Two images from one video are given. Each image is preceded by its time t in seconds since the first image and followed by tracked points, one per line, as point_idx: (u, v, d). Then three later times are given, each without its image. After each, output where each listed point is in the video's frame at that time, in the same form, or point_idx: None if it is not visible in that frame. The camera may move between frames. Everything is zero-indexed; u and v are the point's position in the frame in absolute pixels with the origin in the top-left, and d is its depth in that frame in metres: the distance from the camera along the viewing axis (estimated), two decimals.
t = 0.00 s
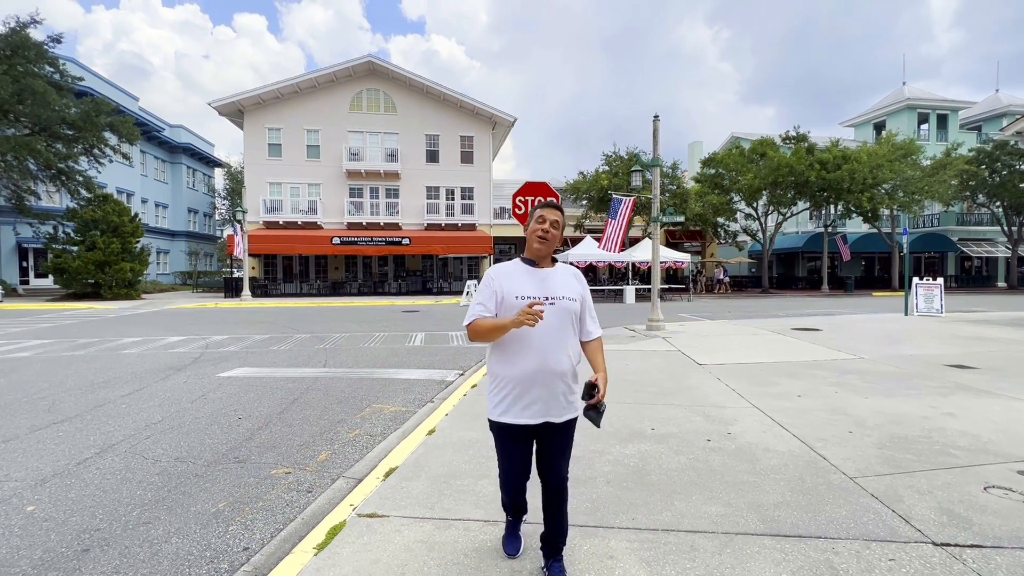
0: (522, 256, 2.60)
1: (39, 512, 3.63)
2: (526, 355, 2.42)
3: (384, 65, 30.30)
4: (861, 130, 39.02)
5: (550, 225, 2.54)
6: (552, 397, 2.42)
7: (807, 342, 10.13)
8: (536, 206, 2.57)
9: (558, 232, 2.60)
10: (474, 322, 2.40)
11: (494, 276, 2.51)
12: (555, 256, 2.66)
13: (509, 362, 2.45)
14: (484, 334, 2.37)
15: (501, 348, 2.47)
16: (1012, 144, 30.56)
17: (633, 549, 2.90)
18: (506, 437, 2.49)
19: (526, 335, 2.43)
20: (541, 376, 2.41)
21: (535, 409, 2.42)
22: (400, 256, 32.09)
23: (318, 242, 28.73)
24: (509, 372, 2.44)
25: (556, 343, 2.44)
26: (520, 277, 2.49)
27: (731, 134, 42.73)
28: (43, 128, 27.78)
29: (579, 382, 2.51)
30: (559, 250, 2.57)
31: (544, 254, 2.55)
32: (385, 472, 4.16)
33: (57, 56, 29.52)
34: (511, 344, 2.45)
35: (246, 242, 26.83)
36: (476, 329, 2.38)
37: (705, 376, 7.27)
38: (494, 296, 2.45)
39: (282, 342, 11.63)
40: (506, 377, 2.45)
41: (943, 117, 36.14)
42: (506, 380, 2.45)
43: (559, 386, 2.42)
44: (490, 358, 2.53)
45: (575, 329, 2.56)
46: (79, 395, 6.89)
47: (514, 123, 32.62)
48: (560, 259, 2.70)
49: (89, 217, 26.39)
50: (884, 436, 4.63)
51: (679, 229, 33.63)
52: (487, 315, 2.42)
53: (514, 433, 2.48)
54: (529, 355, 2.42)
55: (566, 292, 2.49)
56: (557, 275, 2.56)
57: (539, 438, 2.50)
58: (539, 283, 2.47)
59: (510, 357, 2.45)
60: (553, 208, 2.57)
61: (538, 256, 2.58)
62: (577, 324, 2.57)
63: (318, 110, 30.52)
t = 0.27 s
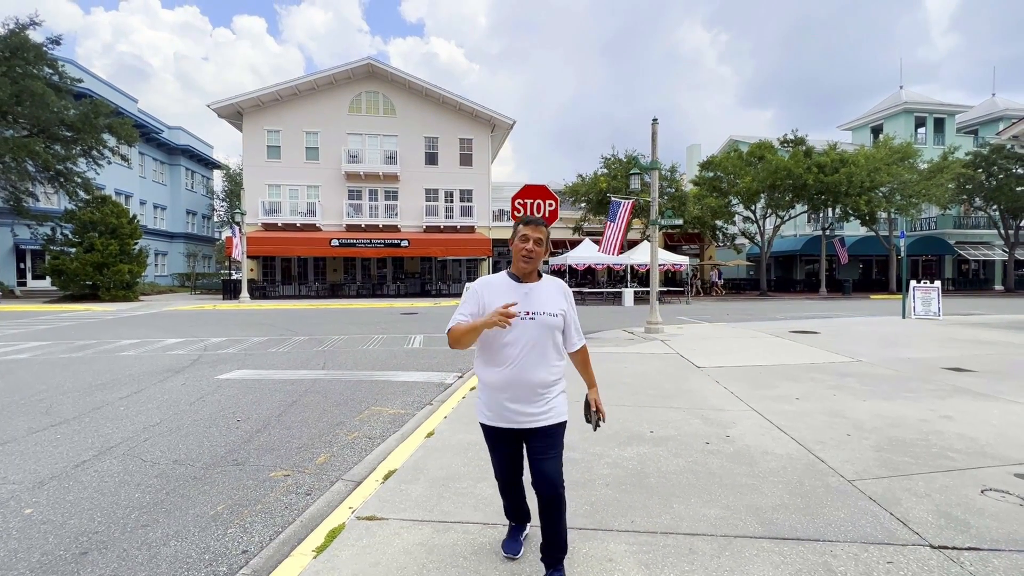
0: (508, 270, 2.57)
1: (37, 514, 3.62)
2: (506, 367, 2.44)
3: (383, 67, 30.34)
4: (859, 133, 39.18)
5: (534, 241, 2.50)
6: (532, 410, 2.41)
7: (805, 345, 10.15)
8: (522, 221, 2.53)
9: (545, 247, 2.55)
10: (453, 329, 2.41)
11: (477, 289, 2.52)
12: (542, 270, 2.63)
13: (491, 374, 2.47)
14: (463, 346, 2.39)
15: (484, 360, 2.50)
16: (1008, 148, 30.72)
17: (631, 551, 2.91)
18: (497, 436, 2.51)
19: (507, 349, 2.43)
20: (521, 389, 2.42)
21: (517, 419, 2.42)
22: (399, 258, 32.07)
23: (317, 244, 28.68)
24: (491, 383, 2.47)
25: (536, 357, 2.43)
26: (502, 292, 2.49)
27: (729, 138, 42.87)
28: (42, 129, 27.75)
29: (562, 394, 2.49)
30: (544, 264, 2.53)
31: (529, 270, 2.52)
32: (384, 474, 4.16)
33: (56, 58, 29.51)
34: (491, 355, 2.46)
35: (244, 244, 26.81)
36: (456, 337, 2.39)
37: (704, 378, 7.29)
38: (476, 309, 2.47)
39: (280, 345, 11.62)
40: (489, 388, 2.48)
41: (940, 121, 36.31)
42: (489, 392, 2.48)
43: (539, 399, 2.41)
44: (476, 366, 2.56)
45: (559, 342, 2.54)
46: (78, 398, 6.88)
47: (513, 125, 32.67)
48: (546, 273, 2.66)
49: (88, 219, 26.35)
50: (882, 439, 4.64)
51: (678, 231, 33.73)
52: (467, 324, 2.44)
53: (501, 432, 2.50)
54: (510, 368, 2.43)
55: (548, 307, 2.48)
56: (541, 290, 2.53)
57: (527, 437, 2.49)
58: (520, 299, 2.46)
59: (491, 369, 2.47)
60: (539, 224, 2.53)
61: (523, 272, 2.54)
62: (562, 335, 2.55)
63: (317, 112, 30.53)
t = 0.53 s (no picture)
0: (505, 268, 2.59)
1: (34, 517, 3.61)
2: (506, 366, 2.44)
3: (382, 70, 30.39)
4: (856, 137, 39.35)
5: (529, 236, 2.53)
6: (530, 409, 2.41)
7: (803, 348, 10.16)
8: (518, 219, 2.56)
9: (540, 244, 2.58)
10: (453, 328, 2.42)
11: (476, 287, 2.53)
12: (539, 269, 2.65)
13: (489, 374, 2.48)
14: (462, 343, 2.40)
15: (483, 359, 2.50)
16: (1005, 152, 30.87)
17: (629, 554, 2.91)
18: (494, 441, 2.52)
19: (506, 348, 2.44)
20: (520, 388, 2.42)
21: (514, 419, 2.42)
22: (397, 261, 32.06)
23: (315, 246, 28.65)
24: (489, 382, 2.47)
25: (535, 356, 2.44)
26: (501, 289, 2.50)
27: (727, 141, 43.00)
28: (40, 131, 27.73)
29: (560, 394, 2.49)
30: (541, 262, 2.56)
31: (525, 267, 2.54)
32: (382, 477, 4.17)
33: (55, 60, 29.49)
34: (492, 354, 2.46)
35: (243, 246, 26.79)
36: (457, 334, 2.40)
37: (702, 381, 7.30)
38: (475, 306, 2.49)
39: (279, 347, 11.61)
40: (488, 388, 2.47)
41: (937, 125, 36.49)
42: (487, 392, 2.48)
43: (538, 398, 2.41)
44: (474, 366, 2.56)
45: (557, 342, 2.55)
46: (74, 400, 6.87)
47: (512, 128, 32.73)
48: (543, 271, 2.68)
49: (86, 221, 26.32)
50: (879, 442, 4.65)
51: (676, 234, 33.80)
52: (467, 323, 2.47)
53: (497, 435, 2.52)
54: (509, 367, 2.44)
55: (548, 306, 2.49)
56: (540, 288, 2.54)
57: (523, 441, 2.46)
58: (519, 298, 2.47)
59: (489, 368, 2.47)
60: (535, 222, 2.56)
61: (519, 270, 2.57)
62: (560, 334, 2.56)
63: (316, 114, 30.56)
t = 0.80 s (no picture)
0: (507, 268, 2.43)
1: (30, 520, 3.61)
2: (509, 373, 2.32)
3: (381, 73, 30.43)
4: (853, 141, 39.47)
5: (530, 235, 2.36)
6: (535, 420, 2.30)
7: (801, 351, 10.17)
8: (519, 215, 2.39)
9: (543, 242, 2.42)
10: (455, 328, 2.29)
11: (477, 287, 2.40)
12: (543, 269, 2.50)
13: (492, 381, 2.37)
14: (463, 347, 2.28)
15: (484, 365, 2.38)
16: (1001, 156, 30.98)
17: (627, 556, 2.92)
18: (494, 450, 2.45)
19: (509, 353, 2.32)
20: (524, 396, 2.31)
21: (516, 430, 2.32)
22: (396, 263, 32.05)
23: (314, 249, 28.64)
24: (493, 390, 2.36)
25: (540, 362, 2.31)
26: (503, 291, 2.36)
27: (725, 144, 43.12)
28: (38, 133, 27.71)
29: (566, 403, 2.37)
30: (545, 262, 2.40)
31: (529, 267, 2.37)
32: (381, 479, 4.16)
33: (53, 62, 29.49)
34: (496, 358, 2.34)
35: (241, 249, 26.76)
36: (460, 335, 2.27)
37: (700, 384, 7.31)
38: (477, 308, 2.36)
39: (276, 350, 11.59)
40: (490, 395, 2.37)
41: (933, 129, 36.63)
42: (489, 399, 2.37)
43: (543, 407, 2.30)
44: (475, 370, 2.45)
45: (563, 348, 2.42)
46: (72, 403, 6.86)
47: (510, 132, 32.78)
48: (548, 271, 2.53)
49: (84, 223, 26.29)
50: (877, 444, 4.67)
51: (674, 237, 33.85)
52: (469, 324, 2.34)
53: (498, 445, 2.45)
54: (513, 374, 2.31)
55: (553, 309, 2.35)
56: (545, 290, 2.40)
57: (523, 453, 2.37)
58: (523, 300, 2.33)
59: (492, 375, 2.36)
60: (537, 219, 2.40)
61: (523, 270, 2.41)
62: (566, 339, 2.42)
63: (315, 117, 30.58)
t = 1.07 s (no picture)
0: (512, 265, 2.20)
1: (30, 523, 3.61)
2: (512, 380, 2.06)
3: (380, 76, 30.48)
4: (851, 144, 39.59)
5: (538, 230, 2.15)
6: (540, 433, 2.05)
7: (800, 353, 10.18)
8: (524, 209, 2.18)
9: (551, 238, 2.21)
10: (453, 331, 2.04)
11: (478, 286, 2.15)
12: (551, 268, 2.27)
13: (492, 389, 2.10)
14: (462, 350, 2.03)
15: (483, 371, 2.12)
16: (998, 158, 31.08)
17: (626, 557, 2.93)
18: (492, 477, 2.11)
19: (512, 358, 2.06)
20: (528, 407, 2.05)
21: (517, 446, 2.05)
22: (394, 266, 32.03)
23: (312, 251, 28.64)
24: (492, 399, 2.09)
25: (547, 369, 2.06)
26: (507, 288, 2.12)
27: (722, 147, 43.25)
28: (37, 136, 27.71)
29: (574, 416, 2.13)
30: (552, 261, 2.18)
31: (536, 265, 2.15)
32: (380, 482, 4.16)
33: (53, 65, 29.51)
34: (498, 364, 2.09)
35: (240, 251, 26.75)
36: (460, 338, 2.01)
37: (699, 386, 7.31)
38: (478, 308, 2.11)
39: (275, 352, 11.61)
40: (490, 405, 2.10)
41: (930, 132, 36.75)
42: (488, 409, 2.11)
43: (548, 419, 2.05)
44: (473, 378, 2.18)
45: (573, 353, 2.17)
46: (71, 405, 6.88)
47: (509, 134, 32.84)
48: (556, 271, 2.30)
49: (82, 226, 26.28)
50: (875, 446, 4.68)
51: (672, 240, 33.90)
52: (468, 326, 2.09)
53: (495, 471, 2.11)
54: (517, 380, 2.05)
55: (562, 310, 2.11)
56: (553, 288, 2.16)
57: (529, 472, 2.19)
58: (529, 299, 2.09)
59: (492, 381, 2.10)
60: (544, 212, 2.19)
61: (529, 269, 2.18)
62: (575, 344, 2.18)
63: (314, 120, 30.61)
